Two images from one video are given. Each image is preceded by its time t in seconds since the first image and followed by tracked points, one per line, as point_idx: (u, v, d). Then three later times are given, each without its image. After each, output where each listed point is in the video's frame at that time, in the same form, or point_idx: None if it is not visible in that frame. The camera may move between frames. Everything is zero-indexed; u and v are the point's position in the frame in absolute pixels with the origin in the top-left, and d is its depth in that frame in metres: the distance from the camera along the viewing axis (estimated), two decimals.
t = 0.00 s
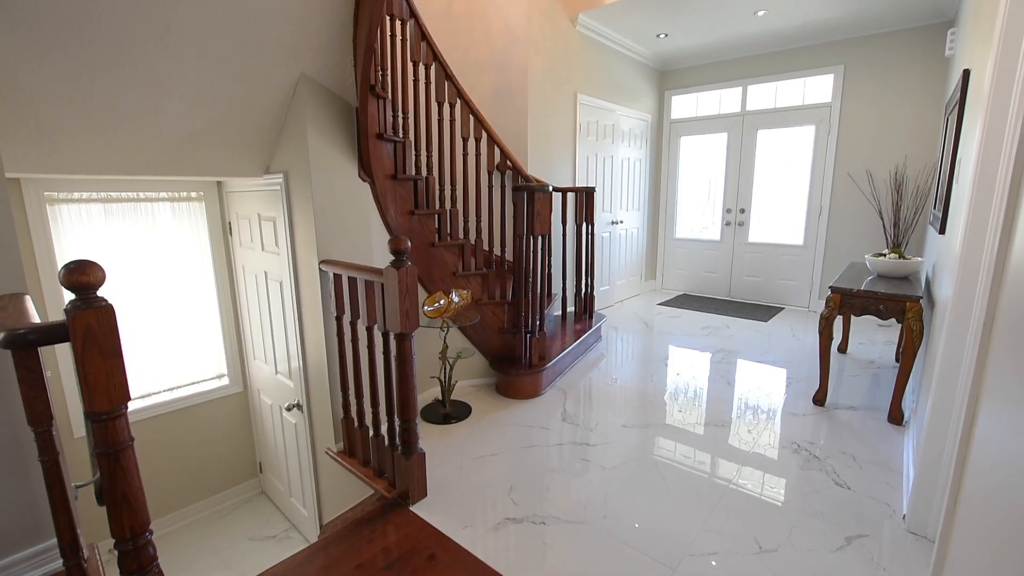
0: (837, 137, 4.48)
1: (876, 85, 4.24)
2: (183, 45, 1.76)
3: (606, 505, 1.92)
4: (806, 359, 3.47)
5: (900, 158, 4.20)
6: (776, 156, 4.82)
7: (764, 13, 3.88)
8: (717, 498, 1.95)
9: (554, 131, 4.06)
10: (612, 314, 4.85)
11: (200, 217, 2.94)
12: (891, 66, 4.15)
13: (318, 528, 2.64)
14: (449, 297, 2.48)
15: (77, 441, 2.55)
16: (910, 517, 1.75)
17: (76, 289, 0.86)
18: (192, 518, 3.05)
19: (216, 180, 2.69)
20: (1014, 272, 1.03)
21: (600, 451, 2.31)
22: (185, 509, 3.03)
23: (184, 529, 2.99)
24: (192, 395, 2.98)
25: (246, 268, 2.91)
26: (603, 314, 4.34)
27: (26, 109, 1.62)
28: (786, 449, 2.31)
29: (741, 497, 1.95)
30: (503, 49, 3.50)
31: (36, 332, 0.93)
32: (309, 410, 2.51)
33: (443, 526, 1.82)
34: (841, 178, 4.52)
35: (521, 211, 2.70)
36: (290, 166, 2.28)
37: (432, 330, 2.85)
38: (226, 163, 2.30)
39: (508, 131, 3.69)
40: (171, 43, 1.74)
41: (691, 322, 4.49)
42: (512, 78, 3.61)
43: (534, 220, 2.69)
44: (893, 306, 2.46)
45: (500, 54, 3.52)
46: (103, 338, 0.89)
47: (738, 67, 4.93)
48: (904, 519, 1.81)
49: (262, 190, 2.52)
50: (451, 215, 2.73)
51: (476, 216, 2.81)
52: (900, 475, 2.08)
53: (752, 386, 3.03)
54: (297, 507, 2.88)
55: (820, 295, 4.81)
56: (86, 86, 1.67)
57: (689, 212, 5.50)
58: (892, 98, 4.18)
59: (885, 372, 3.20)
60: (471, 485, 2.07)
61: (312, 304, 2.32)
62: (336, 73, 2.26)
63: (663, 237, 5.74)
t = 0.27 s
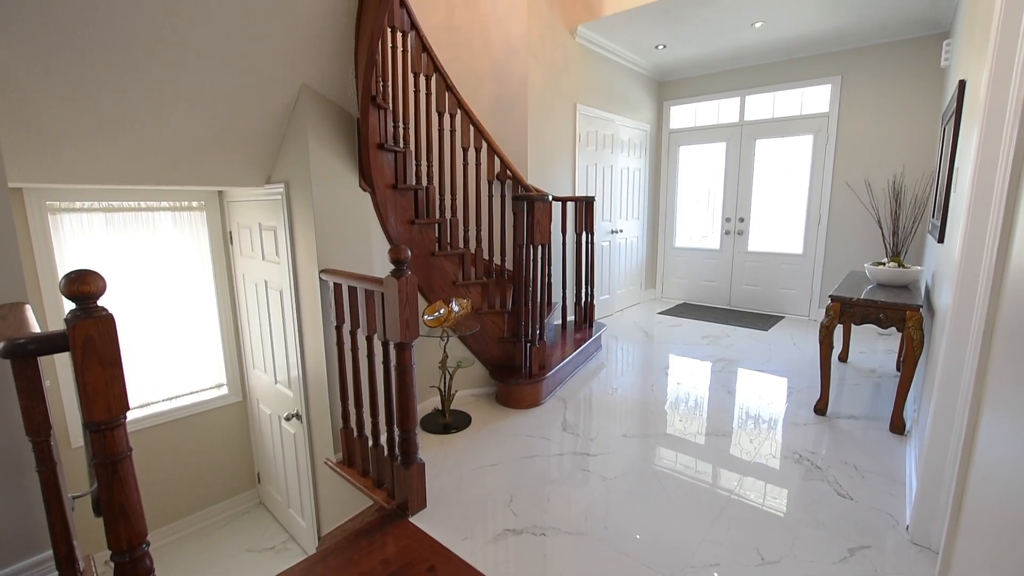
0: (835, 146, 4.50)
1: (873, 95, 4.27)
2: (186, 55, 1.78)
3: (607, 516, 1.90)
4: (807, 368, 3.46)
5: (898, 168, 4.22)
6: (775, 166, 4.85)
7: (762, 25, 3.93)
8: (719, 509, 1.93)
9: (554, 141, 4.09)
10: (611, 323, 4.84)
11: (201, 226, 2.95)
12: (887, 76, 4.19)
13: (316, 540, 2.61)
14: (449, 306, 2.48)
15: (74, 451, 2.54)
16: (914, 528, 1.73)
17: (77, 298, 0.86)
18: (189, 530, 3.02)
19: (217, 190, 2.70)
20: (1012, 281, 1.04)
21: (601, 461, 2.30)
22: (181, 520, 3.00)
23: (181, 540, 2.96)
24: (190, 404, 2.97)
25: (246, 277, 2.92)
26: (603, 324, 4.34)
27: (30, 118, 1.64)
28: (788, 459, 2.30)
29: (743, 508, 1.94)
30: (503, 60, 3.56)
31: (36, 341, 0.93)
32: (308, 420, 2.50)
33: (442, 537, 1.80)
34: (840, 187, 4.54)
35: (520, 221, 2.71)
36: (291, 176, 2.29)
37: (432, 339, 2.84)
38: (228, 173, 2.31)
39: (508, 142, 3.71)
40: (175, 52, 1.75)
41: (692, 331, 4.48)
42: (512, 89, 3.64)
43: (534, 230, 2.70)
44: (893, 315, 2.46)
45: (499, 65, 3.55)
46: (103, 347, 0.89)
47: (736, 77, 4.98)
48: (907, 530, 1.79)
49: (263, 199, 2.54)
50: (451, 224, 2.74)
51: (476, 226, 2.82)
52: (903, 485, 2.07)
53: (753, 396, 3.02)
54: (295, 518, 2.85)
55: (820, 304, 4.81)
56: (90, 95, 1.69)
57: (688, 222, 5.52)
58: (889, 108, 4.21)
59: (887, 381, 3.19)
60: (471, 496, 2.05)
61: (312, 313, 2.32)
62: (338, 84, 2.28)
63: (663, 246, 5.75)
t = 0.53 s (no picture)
0: (833, 158, 4.54)
1: (869, 108, 4.32)
2: (191, 68, 1.80)
3: (608, 529, 1.88)
4: (808, 379, 3.45)
5: (896, 179, 4.24)
6: (773, 177, 4.88)
7: (759, 39, 3.98)
8: (722, 522, 1.91)
9: (554, 153, 4.12)
10: (611, 334, 4.83)
11: (202, 238, 2.96)
12: (884, 89, 4.24)
13: (314, 554, 2.58)
14: (449, 318, 2.48)
15: (70, 464, 2.52)
16: (918, 542, 1.71)
17: (78, 311, 0.86)
18: (185, 544, 2.98)
19: (219, 202, 2.72)
20: (1011, 295, 1.06)
21: (602, 474, 2.28)
22: (178, 534, 2.96)
23: (177, 555, 2.93)
24: (188, 417, 2.95)
25: (246, 289, 2.92)
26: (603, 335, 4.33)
27: (36, 131, 1.65)
28: (790, 471, 2.28)
29: (745, 521, 1.92)
30: (503, 73, 3.64)
31: (35, 353, 0.93)
32: (307, 432, 2.49)
33: (442, 551, 1.78)
34: (838, 199, 4.56)
35: (521, 232, 2.72)
36: (293, 188, 2.31)
37: (432, 350, 2.84)
38: (229, 185, 2.33)
39: (508, 154, 3.74)
40: (180, 66, 1.77)
41: (692, 342, 4.48)
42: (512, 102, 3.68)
43: (534, 241, 2.71)
44: (893, 325, 2.46)
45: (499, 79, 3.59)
46: (102, 359, 0.88)
47: (733, 90, 5.03)
48: (912, 544, 1.77)
49: (264, 211, 2.55)
50: (451, 235, 2.75)
51: (476, 237, 2.84)
52: (906, 498, 2.05)
53: (755, 407, 3.00)
54: (293, 532, 2.82)
55: (820, 315, 4.81)
56: (95, 109, 1.71)
57: (688, 232, 5.54)
58: (886, 121, 4.25)
59: (889, 392, 3.17)
60: (471, 509, 2.04)
61: (312, 324, 2.31)
62: (339, 96, 2.30)
63: (663, 257, 5.76)
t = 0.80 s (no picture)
0: (831, 171, 4.57)
1: (866, 121, 4.36)
2: (197, 88, 1.81)
3: (609, 544, 1.86)
4: (809, 391, 3.43)
5: (894, 191, 4.27)
6: (772, 189, 4.91)
7: (755, 53, 4.04)
8: (725, 538, 1.89)
9: (553, 165, 4.15)
10: (612, 346, 4.82)
11: (203, 250, 2.97)
12: (880, 103, 4.28)
13: (312, 570, 2.54)
14: (449, 329, 2.48)
15: (67, 477, 2.50)
16: (923, 557, 1.69)
17: (78, 323, 0.85)
18: (181, 560, 2.94)
19: (220, 214, 2.73)
20: (1010, 306, 1.08)
21: (603, 487, 2.26)
22: (173, 549, 2.92)
23: (172, 571, 2.88)
24: (186, 430, 2.94)
25: (246, 300, 2.92)
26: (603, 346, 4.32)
27: (41, 146, 1.67)
28: (793, 484, 2.26)
29: (748, 536, 1.89)
30: (502, 87, 3.74)
31: (35, 365, 0.92)
32: (305, 444, 2.47)
33: (441, 566, 1.76)
34: (836, 210, 4.59)
35: (520, 244, 2.74)
36: (294, 201, 2.32)
37: (432, 362, 2.83)
38: (231, 197, 2.34)
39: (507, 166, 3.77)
40: (186, 86, 1.78)
41: (692, 353, 4.47)
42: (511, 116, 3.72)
43: (534, 253, 2.72)
44: (893, 337, 2.45)
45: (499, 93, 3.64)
46: (103, 372, 0.87)
47: (731, 104, 5.09)
48: (917, 558, 1.75)
49: (266, 223, 2.56)
50: (451, 247, 2.77)
51: (476, 249, 2.85)
52: (910, 512, 2.03)
53: (756, 419, 2.98)
54: (290, 547, 2.78)
55: (820, 326, 4.81)
56: (101, 126, 1.72)
57: (687, 244, 5.55)
58: (882, 133, 4.29)
59: (891, 404, 3.16)
60: (471, 523, 2.02)
61: (313, 336, 2.31)
62: (343, 112, 2.32)
63: (663, 268, 5.77)
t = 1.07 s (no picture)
0: (829, 183, 4.60)
1: (862, 134, 4.40)
2: (199, 105, 1.81)
3: (611, 560, 1.83)
4: (811, 404, 3.41)
5: (892, 204, 4.29)
6: (770, 202, 4.94)
7: (752, 68, 4.09)
8: (728, 554, 1.86)
9: (553, 178, 4.18)
10: (612, 358, 4.81)
11: (204, 262, 2.97)
12: (876, 117, 4.33)
13: None
14: (449, 342, 2.47)
15: (62, 492, 2.48)
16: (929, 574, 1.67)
17: (78, 336, 0.83)
18: None
19: (221, 227, 2.74)
20: (1010, 316, 1.08)
21: (604, 502, 2.23)
22: (168, 566, 2.88)
23: None
24: (184, 443, 2.92)
25: (246, 313, 2.92)
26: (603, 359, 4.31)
27: (43, 160, 1.68)
28: (796, 499, 2.23)
29: (752, 552, 1.87)
30: (502, 102, 3.79)
31: (34, 379, 0.90)
32: (304, 458, 2.45)
33: None
34: (835, 223, 4.61)
35: (520, 257, 2.74)
36: (295, 214, 2.33)
37: (431, 375, 2.83)
38: (232, 210, 2.35)
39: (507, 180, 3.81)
40: (189, 103, 1.78)
41: (693, 366, 4.45)
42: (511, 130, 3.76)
43: (534, 266, 2.73)
44: (894, 349, 2.45)
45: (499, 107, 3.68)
46: (101, 387, 0.85)
47: (729, 118, 5.14)
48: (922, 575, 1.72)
49: (267, 236, 2.57)
50: (451, 260, 2.79)
51: (476, 262, 2.86)
52: (915, 527, 2.00)
53: (758, 433, 2.96)
54: (287, 563, 2.74)
55: (820, 339, 4.80)
56: (103, 140, 1.72)
57: (687, 256, 5.57)
58: (879, 146, 4.33)
59: (893, 417, 3.14)
60: (470, 538, 1.99)
61: (312, 350, 2.31)
62: (346, 128, 2.33)
63: (662, 280, 5.78)
